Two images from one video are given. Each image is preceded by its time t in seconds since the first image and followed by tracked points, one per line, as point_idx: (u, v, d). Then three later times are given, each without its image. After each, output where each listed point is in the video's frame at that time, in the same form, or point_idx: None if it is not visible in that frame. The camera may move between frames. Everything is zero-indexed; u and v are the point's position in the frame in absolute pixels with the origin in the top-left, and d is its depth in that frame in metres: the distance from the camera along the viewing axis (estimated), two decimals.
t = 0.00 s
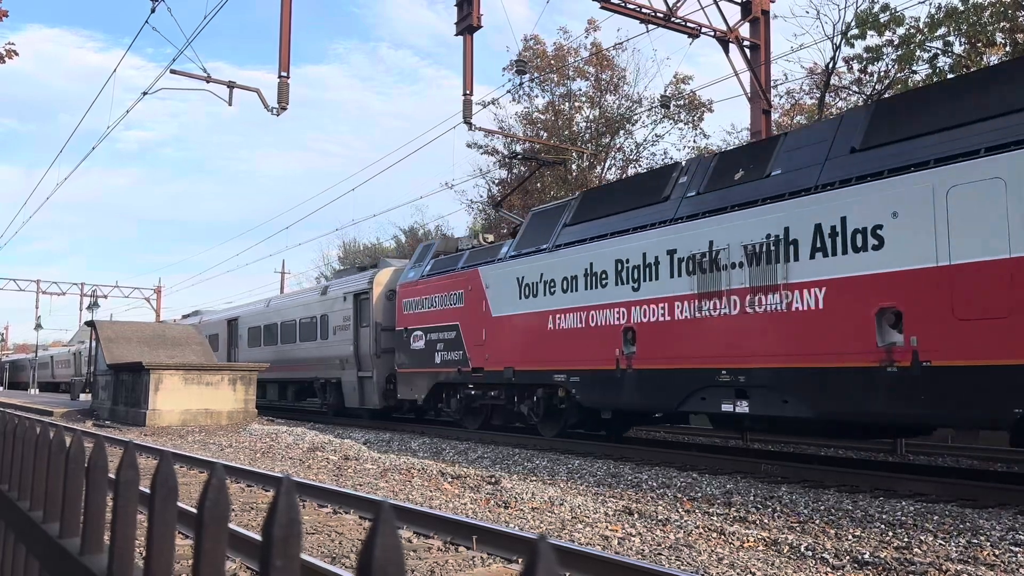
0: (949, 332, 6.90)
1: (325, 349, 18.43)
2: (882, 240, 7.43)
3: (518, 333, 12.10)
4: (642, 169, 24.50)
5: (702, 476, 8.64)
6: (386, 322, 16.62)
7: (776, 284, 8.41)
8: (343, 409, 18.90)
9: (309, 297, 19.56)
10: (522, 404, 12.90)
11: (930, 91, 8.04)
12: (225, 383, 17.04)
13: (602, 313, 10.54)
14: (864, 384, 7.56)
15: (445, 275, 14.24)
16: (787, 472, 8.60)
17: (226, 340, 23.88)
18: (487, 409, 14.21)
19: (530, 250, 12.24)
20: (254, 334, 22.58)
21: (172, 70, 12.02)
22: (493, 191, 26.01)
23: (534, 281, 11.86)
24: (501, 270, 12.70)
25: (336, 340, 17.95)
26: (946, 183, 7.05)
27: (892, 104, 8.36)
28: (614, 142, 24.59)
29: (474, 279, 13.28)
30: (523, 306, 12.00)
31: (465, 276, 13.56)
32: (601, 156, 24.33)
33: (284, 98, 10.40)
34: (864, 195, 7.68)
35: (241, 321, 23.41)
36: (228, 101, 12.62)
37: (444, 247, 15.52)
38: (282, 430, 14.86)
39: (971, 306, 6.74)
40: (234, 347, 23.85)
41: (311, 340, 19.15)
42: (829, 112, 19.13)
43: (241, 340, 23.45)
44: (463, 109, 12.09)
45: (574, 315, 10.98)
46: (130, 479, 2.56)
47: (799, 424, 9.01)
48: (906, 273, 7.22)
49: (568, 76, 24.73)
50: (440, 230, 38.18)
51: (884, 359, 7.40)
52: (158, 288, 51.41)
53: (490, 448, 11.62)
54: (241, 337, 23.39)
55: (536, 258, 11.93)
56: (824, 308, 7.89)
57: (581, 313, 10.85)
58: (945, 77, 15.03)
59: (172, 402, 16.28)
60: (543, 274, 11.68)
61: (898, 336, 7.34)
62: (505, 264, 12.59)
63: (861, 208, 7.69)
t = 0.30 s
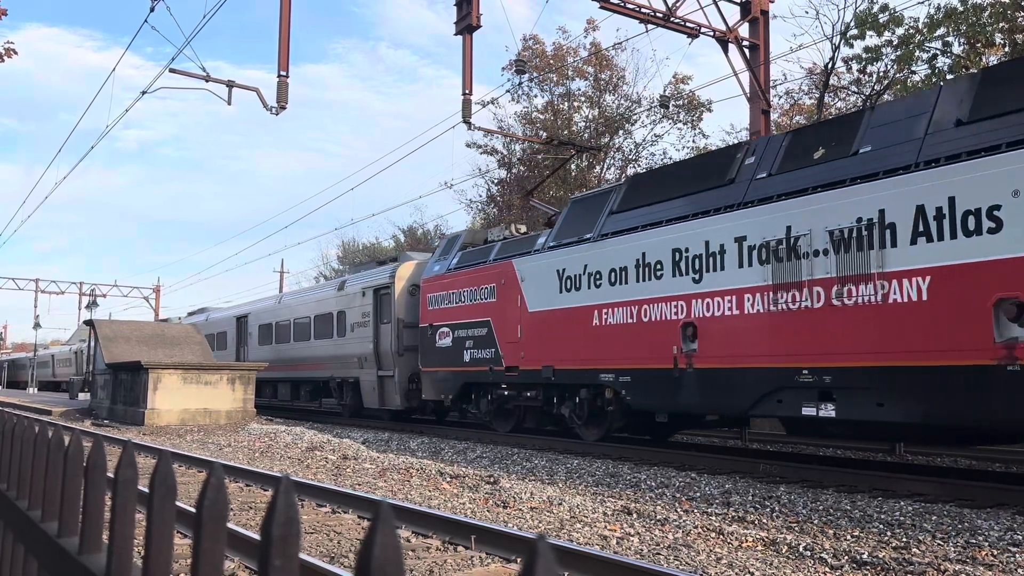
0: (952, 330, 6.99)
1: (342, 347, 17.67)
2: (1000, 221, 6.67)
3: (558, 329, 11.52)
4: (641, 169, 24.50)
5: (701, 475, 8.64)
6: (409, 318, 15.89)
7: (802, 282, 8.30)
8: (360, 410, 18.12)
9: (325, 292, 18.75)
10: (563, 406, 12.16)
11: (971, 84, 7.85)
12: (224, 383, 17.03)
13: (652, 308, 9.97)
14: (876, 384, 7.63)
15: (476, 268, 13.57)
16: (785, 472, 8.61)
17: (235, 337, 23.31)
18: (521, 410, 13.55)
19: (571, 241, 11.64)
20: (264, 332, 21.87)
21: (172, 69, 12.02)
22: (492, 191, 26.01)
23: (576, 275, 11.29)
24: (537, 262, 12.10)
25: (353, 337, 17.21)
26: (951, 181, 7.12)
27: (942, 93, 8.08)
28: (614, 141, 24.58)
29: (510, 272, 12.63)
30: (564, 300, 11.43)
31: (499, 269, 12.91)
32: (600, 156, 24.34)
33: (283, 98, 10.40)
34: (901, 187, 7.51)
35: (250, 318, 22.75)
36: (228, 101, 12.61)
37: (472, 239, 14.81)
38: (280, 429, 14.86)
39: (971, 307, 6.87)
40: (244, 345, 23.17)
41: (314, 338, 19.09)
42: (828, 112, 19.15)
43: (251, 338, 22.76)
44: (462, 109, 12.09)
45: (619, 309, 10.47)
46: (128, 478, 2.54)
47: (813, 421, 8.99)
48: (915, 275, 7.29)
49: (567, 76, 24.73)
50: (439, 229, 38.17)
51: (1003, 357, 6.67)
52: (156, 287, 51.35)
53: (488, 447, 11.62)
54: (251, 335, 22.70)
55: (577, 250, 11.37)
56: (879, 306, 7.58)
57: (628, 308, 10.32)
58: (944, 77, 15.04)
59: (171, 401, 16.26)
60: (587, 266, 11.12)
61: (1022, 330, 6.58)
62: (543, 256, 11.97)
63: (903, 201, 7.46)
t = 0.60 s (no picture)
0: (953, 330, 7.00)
1: (362, 345, 16.91)
2: None
3: (607, 325, 10.59)
4: (640, 169, 24.51)
5: (699, 475, 8.63)
6: (434, 314, 15.15)
7: (802, 280, 8.24)
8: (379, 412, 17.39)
9: (344, 286, 18.00)
10: (611, 409, 11.22)
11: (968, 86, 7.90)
12: (223, 382, 17.03)
13: (719, 301, 9.08)
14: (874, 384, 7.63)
15: (511, 260, 12.62)
16: (784, 472, 8.61)
17: (245, 335, 22.68)
18: (560, 412, 12.54)
19: (623, 229, 10.71)
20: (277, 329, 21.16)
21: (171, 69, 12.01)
22: (492, 191, 26.02)
23: (626, 266, 10.39)
24: (581, 252, 11.19)
25: (374, 334, 16.43)
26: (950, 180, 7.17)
27: (940, 95, 8.10)
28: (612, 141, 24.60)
29: (552, 262, 11.69)
30: (614, 293, 10.50)
31: (539, 260, 11.96)
32: (599, 155, 24.35)
33: (282, 97, 10.39)
34: (900, 186, 7.53)
35: (262, 314, 22.09)
36: (227, 100, 12.60)
37: (503, 231, 13.95)
38: (279, 428, 14.86)
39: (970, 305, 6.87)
40: (254, 343, 22.49)
41: (319, 337, 18.93)
42: (827, 112, 19.19)
43: (262, 335, 22.06)
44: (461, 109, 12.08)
45: (676, 303, 9.60)
46: (127, 477, 2.52)
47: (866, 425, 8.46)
48: (999, 264, 6.71)
49: (566, 76, 24.74)
50: (438, 229, 38.19)
51: None
52: (155, 285, 51.27)
53: (487, 447, 11.62)
54: (262, 331, 22.00)
55: (627, 239, 10.46)
56: (959, 300, 6.97)
57: (686, 302, 9.47)
58: (943, 78, 15.04)
59: (169, 400, 16.24)
60: (638, 256, 10.21)
61: None
62: (589, 246, 11.06)
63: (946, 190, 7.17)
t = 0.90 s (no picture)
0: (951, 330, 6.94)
1: (383, 343, 16.20)
2: None
3: (666, 320, 9.74)
4: (639, 169, 24.52)
5: (697, 475, 8.63)
6: (465, 310, 14.37)
7: (807, 279, 8.18)
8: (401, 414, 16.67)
9: (365, 281, 17.20)
10: (670, 412, 10.33)
11: None
12: (221, 382, 17.04)
13: (803, 293, 8.19)
14: (872, 381, 7.62)
15: (553, 250, 11.75)
16: (782, 472, 8.61)
17: (256, 331, 21.90)
18: (607, 415, 11.65)
19: (686, 215, 9.82)
20: (291, 326, 20.34)
21: (169, 67, 11.98)
22: (490, 191, 26.03)
23: (690, 255, 9.51)
24: (635, 241, 10.32)
25: (398, 331, 15.72)
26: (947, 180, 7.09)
27: None
28: (611, 141, 24.63)
29: (602, 253, 10.82)
30: (674, 285, 9.65)
31: (587, 250, 11.07)
32: (598, 155, 24.37)
33: (281, 97, 10.39)
34: (900, 185, 7.45)
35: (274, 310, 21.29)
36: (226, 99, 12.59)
37: (541, 220, 13.05)
38: (277, 428, 14.89)
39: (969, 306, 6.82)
40: (266, 340, 21.68)
41: (325, 335, 18.60)
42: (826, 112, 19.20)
43: (275, 332, 21.26)
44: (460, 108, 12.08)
45: (750, 295, 8.73)
46: (125, 476, 2.51)
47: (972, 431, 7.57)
48: None
49: (565, 76, 24.75)
50: (436, 229, 38.15)
51: None
52: (153, 285, 51.24)
53: (485, 446, 11.61)
54: (275, 328, 21.19)
55: (693, 226, 9.57)
56: None
57: (763, 295, 8.59)
58: (941, 78, 15.06)
59: (167, 399, 16.23)
60: (706, 244, 9.33)
61: None
62: (647, 234, 10.17)
63: None
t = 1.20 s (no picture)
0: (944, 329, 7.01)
1: (407, 340, 15.33)
2: None
3: (741, 315, 8.87)
4: (638, 169, 24.51)
5: (696, 475, 8.63)
6: (502, 305, 13.45)
7: (879, 270, 7.56)
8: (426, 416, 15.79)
9: (390, 274, 16.26)
10: (747, 417, 9.51)
11: None
12: (220, 381, 17.03)
13: (910, 282, 7.29)
14: (870, 382, 7.64)
15: (606, 239, 10.87)
16: (781, 472, 8.61)
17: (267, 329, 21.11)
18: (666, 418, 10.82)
19: (766, 197, 8.94)
20: (307, 323, 19.43)
21: (168, 67, 11.95)
22: (489, 190, 26.01)
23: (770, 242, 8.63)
24: (702, 228, 9.48)
25: (425, 328, 14.79)
26: (949, 181, 7.12)
27: None
28: (610, 141, 24.65)
29: (663, 241, 9.95)
30: (750, 275, 8.81)
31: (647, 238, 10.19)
32: (597, 155, 24.38)
33: (281, 96, 10.38)
34: (903, 185, 7.47)
35: (288, 306, 20.43)
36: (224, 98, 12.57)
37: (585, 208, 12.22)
38: (276, 428, 14.88)
39: (966, 306, 6.85)
40: (279, 338, 20.86)
41: (344, 333, 17.72)
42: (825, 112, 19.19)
43: (289, 329, 20.38)
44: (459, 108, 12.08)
45: (846, 286, 7.84)
46: (124, 476, 2.51)
47: None
48: None
49: (564, 76, 24.75)
50: (434, 229, 38.10)
51: None
52: (151, 285, 51.21)
53: (485, 446, 11.60)
54: (289, 325, 20.31)
55: (774, 209, 8.71)
56: None
57: (861, 285, 7.70)
58: (940, 78, 15.07)
59: (166, 399, 16.21)
60: (791, 229, 8.45)
61: None
62: (719, 219, 9.30)
63: None
